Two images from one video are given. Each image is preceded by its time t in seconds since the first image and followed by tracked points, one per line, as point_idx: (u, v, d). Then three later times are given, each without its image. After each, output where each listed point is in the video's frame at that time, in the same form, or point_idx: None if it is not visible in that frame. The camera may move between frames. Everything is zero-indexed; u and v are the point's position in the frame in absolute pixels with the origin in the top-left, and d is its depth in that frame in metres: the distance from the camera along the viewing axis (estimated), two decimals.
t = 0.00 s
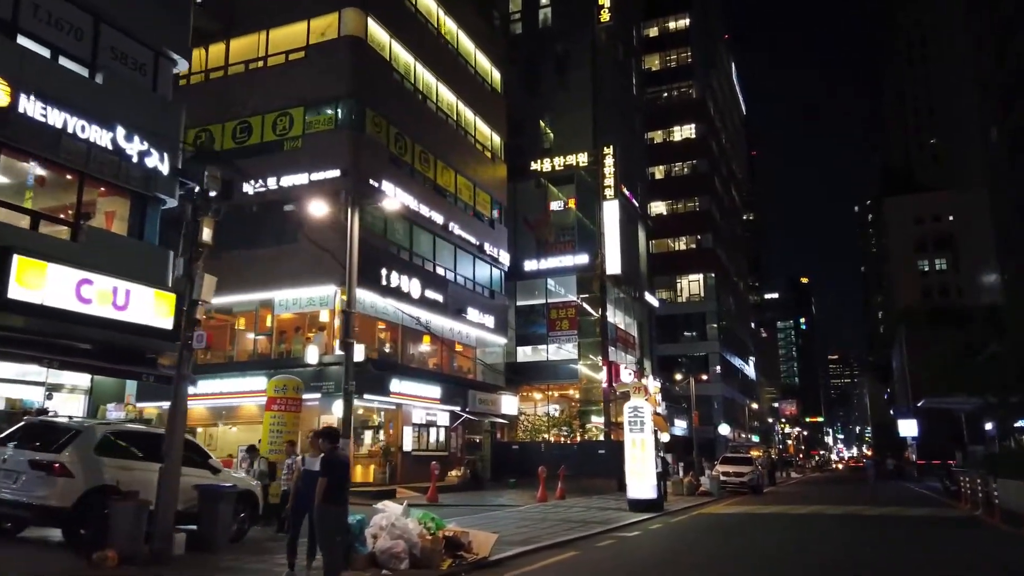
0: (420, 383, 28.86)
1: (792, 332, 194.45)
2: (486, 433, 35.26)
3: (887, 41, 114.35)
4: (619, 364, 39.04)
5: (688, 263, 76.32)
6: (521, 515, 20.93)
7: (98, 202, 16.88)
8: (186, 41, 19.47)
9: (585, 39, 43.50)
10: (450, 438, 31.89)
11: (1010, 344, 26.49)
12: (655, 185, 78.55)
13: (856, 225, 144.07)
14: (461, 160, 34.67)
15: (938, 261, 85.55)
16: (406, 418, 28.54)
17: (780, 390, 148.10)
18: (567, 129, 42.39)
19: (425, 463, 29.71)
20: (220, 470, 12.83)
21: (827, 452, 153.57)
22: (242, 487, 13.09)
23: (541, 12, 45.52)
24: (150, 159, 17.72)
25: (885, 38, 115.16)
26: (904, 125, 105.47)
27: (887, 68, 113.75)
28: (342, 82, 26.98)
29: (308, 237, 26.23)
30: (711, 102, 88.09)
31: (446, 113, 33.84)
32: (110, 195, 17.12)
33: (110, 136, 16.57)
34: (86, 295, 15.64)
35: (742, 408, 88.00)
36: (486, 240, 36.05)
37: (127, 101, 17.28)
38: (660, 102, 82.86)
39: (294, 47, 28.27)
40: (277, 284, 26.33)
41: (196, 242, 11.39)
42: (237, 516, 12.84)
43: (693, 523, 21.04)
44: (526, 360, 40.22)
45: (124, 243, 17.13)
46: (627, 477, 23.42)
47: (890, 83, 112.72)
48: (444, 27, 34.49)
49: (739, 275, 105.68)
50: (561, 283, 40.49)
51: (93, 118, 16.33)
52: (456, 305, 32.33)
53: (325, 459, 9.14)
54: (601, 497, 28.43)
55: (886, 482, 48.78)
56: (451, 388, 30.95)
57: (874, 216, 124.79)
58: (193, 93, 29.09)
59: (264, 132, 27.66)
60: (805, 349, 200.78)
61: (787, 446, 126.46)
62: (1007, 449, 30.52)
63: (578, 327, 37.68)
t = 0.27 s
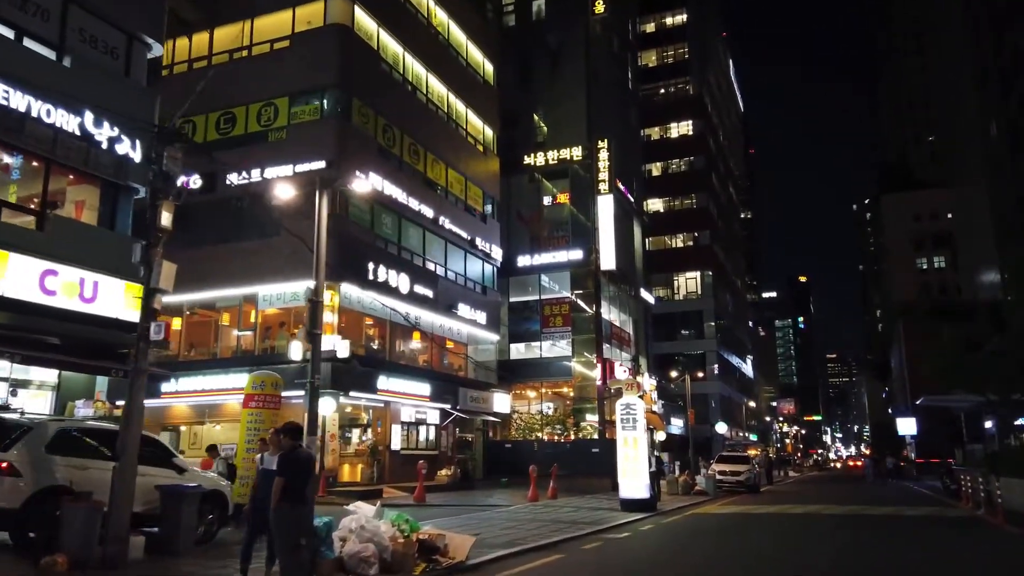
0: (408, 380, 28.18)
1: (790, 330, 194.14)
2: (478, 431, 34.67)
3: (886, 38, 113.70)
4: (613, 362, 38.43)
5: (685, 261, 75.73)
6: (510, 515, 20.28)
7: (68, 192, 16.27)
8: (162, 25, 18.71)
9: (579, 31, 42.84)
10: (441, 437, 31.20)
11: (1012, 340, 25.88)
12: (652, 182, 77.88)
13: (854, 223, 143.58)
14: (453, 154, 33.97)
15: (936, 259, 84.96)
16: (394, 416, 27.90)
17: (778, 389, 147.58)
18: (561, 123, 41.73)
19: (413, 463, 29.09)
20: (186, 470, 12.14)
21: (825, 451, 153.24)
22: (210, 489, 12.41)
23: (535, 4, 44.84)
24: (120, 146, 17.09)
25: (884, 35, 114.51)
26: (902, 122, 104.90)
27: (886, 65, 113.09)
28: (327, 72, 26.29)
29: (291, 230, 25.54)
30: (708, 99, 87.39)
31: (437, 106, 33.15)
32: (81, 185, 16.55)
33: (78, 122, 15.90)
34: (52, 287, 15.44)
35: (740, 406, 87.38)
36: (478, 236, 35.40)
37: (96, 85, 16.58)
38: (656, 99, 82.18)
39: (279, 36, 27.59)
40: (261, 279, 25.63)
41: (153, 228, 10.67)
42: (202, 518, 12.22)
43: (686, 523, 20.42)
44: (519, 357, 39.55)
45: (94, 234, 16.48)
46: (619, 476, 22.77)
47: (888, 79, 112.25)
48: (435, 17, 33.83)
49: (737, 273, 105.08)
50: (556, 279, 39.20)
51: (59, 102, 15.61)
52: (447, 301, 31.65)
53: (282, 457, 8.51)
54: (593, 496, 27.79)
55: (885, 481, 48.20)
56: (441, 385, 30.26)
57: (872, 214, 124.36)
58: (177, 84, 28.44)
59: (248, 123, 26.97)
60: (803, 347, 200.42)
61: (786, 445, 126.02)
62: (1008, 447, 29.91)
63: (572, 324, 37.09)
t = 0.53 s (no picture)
0: (395, 379, 27.47)
1: (787, 330, 193.69)
2: (468, 431, 34.00)
3: (883, 36, 113.12)
4: (606, 360, 37.62)
5: (681, 259, 75.05)
6: (495, 518, 19.60)
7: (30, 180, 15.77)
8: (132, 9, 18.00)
9: (572, 24, 42.18)
10: (429, 437, 30.49)
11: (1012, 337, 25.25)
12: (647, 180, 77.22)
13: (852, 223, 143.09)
14: (443, 148, 33.29)
15: (934, 258, 84.34)
16: (380, 415, 27.20)
17: (776, 388, 147.04)
18: (554, 118, 41.08)
19: (398, 464, 28.36)
20: (143, 472, 11.54)
21: (821, 451, 152.78)
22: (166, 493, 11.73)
23: None
24: (86, 133, 16.19)
25: (882, 33, 113.91)
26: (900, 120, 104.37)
27: (883, 63, 112.54)
28: (310, 62, 25.62)
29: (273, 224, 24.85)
30: (704, 96, 86.73)
31: (425, 98, 32.49)
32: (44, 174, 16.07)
33: (38, 108, 15.03)
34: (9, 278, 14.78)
35: (737, 406, 86.77)
36: (468, 231, 34.71)
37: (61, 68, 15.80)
38: (652, 96, 81.52)
39: (261, 25, 26.92)
40: (241, 274, 24.97)
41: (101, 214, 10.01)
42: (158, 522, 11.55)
43: (677, 526, 19.75)
44: (511, 355, 38.87)
45: (57, 225, 15.76)
46: (608, 477, 22.11)
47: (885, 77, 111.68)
48: (424, 8, 33.13)
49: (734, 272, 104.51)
50: (548, 276, 38.37)
51: (20, 86, 14.80)
52: (435, 298, 30.95)
53: (226, 459, 7.83)
54: (583, 497, 27.14)
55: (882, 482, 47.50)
56: (430, 384, 29.56)
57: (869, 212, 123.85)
58: (157, 75, 27.72)
59: (229, 114, 26.29)
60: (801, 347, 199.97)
61: (783, 445, 125.50)
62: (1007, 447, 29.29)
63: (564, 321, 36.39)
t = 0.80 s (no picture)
0: (375, 377, 26.72)
1: (777, 330, 193.77)
2: (452, 431, 33.30)
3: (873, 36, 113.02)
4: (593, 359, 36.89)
5: (671, 258, 74.51)
6: (473, 521, 18.89)
7: None
8: None
9: (559, 18, 41.53)
10: (410, 437, 29.76)
11: (1004, 336, 24.74)
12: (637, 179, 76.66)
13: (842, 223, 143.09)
14: (425, 143, 32.54)
15: (923, 259, 84.06)
16: (359, 415, 26.45)
17: (766, 389, 146.90)
18: (540, 113, 40.41)
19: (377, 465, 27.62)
20: (85, 475, 10.97)
21: (811, 451, 152.81)
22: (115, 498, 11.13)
23: None
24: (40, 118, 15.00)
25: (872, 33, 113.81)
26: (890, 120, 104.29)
27: (873, 63, 112.45)
28: (287, 51, 24.87)
29: (247, 218, 24.09)
30: (694, 94, 86.25)
31: (407, 91, 31.77)
32: None
33: None
34: None
35: (726, 406, 86.40)
36: (452, 228, 33.99)
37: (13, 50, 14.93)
38: (642, 94, 80.98)
39: (236, 13, 26.14)
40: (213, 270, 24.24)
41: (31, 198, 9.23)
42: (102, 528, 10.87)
43: (661, 529, 19.08)
44: (495, 354, 38.17)
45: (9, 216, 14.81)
46: (591, 479, 21.46)
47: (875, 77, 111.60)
48: None
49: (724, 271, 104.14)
50: (535, 274, 37.83)
51: None
52: (417, 295, 30.22)
53: (151, 463, 7.12)
54: (567, 499, 26.47)
55: (871, 483, 47.02)
56: (411, 383, 28.82)
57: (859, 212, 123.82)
58: (130, 64, 26.94)
59: (202, 105, 25.51)
60: (791, 347, 200.10)
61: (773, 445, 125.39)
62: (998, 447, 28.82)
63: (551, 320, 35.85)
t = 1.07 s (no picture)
0: (358, 377, 25.98)
1: (772, 331, 193.49)
2: (439, 432, 32.59)
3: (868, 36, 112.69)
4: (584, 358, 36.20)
5: (664, 258, 73.88)
6: (455, 526, 18.17)
7: None
8: None
9: (549, 12, 40.88)
10: (395, 439, 29.01)
11: (1002, 333, 24.17)
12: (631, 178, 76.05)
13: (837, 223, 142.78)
14: (412, 137, 31.83)
15: (919, 259, 83.57)
16: (341, 416, 25.72)
17: (761, 390, 146.49)
18: (530, 108, 39.74)
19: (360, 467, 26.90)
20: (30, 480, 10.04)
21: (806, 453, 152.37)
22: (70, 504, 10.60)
23: None
24: None
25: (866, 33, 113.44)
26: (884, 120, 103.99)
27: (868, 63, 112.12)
28: (267, 40, 24.16)
29: (224, 212, 23.34)
30: (689, 94, 85.71)
31: (393, 84, 31.07)
32: None
33: None
34: None
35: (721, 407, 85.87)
36: (439, 224, 33.25)
37: None
38: (636, 93, 80.40)
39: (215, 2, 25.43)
40: (189, 266, 23.46)
41: None
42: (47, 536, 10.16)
43: (650, 534, 18.39)
44: (485, 354, 37.42)
45: None
46: (579, 481, 20.77)
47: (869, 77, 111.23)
48: None
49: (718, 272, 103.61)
50: (525, 272, 37.27)
51: None
52: (403, 293, 29.48)
53: (71, 466, 6.36)
54: (555, 502, 25.80)
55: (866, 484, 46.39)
56: (396, 382, 28.09)
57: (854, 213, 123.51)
58: (107, 54, 26.22)
59: (180, 96, 24.81)
60: (786, 348, 199.78)
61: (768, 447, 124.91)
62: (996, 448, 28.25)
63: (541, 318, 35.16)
